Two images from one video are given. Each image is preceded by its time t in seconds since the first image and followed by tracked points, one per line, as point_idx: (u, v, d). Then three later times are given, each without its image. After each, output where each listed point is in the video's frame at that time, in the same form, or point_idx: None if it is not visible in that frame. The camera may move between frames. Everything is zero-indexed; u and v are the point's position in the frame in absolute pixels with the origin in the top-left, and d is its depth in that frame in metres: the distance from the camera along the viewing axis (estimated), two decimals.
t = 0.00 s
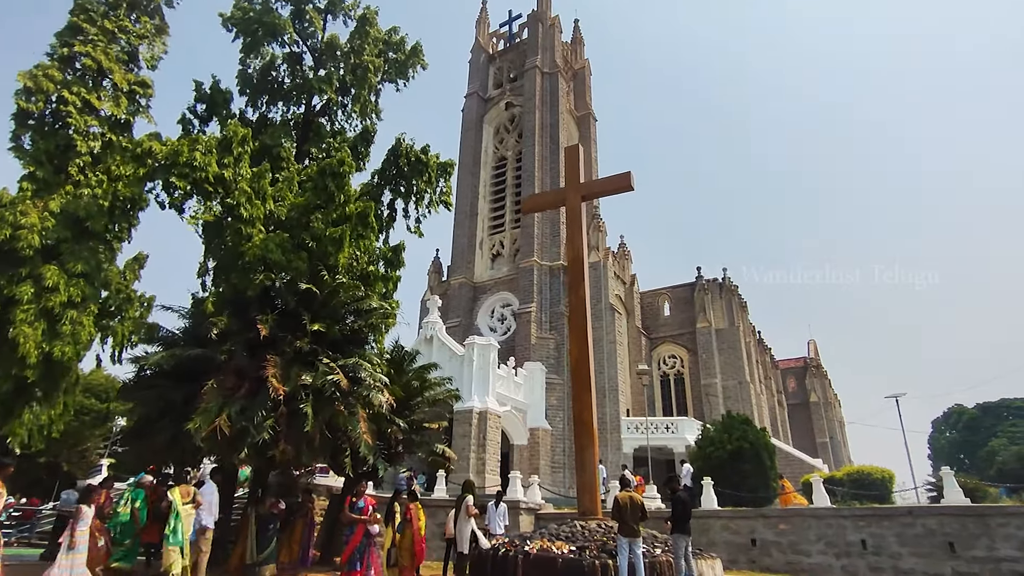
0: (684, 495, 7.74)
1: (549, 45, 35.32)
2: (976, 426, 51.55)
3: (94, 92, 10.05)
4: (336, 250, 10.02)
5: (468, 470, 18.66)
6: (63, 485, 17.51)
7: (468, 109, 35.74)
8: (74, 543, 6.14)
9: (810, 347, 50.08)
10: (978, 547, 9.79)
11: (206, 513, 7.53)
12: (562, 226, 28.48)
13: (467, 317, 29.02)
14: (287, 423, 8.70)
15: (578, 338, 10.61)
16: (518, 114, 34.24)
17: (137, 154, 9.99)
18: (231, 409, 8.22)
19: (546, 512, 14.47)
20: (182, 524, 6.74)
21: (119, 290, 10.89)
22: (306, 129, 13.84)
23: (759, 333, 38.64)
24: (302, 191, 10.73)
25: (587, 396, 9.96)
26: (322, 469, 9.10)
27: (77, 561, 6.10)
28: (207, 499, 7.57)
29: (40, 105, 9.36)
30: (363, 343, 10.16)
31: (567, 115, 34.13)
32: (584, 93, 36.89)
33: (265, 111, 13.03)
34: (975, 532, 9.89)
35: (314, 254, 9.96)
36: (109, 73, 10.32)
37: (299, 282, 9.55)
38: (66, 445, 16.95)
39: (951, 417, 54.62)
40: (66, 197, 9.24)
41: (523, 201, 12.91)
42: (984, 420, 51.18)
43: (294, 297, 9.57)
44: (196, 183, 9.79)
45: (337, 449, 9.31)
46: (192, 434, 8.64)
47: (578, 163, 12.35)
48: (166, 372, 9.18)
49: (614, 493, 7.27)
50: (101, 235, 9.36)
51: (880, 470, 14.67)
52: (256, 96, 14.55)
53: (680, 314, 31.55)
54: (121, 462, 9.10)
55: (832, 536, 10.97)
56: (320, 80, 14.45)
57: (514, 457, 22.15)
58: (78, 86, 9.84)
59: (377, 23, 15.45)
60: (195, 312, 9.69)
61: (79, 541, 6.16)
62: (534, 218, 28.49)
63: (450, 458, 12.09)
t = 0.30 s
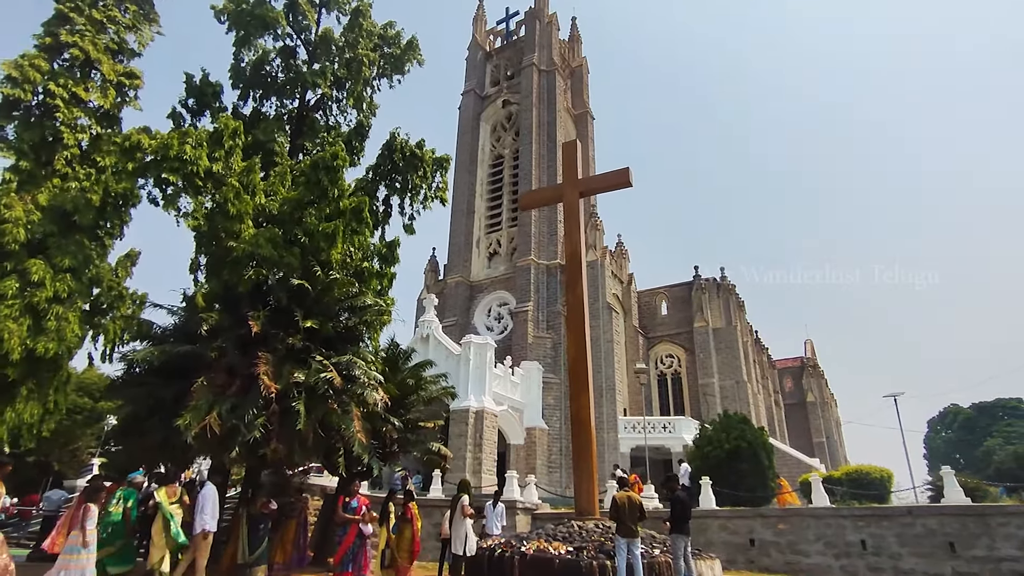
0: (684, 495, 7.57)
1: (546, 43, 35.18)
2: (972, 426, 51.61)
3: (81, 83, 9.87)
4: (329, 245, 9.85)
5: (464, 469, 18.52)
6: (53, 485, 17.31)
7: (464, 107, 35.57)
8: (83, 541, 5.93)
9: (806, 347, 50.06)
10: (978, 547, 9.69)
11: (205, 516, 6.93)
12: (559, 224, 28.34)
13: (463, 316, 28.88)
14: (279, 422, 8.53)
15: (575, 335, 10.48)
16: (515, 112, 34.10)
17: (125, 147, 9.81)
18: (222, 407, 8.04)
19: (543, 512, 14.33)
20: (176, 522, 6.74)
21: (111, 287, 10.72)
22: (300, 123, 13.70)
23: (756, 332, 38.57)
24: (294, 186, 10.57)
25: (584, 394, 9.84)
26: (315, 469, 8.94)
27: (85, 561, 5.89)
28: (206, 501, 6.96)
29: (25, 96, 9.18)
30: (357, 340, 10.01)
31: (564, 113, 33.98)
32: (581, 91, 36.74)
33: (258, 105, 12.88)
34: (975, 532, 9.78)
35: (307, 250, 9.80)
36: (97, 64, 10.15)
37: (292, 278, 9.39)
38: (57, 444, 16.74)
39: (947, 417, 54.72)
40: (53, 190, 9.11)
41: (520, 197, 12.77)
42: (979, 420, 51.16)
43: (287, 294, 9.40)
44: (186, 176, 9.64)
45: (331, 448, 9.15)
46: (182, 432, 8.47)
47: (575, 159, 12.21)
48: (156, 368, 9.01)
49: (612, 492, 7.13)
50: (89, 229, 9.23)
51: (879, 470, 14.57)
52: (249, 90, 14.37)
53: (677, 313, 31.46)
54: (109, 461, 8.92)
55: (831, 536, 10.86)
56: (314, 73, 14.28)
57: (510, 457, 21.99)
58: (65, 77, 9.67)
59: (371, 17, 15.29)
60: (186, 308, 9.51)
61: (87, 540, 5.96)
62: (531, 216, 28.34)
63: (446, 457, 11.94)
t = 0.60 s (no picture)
0: (682, 493, 7.48)
1: (543, 39, 35.01)
2: (965, 424, 51.75)
3: (68, 72, 9.70)
4: (322, 239, 9.66)
5: (459, 467, 18.39)
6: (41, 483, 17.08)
7: (460, 103, 35.39)
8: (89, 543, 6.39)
9: (802, 345, 50.09)
10: (977, 545, 9.61)
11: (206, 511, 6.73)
12: (555, 221, 28.19)
13: (459, 313, 28.74)
14: (271, 417, 8.38)
15: (572, 331, 10.34)
16: (511, 108, 33.92)
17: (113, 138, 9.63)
18: (213, 402, 7.86)
19: (539, 510, 14.20)
20: (161, 519, 6.70)
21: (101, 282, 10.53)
22: (294, 116, 13.54)
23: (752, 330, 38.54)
24: (287, 179, 10.39)
25: (581, 391, 9.71)
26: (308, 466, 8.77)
27: (93, 561, 6.36)
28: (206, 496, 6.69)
29: (10, 85, 9.00)
30: (350, 336, 9.86)
31: (560, 110, 33.82)
32: (577, 88, 36.54)
33: (250, 97, 12.70)
34: (975, 530, 9.70)
35: (299, 243, 9.61)
36: (85, 53, 9.97)
37: (284, 272, 9.19)
38: (47, 441, 16.52)
39: (941, 416, 54.88)
40: (39, 181, 8.98)
41: (517, 191, 12.61)
42: (972, 418, 51.27)
43: (279, 288, 9.21)
44: (175, 168, 9.48)
45: (323, 444, 9.00)
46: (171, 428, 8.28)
47: (572, 153, 12.05)
48: (145, 364, 8.80)
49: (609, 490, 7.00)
50: (76, 222, 9.08)
51: (876, 468, 14.49)
52: (241, 82, 14.19)
53: (673, 310, 31.37)
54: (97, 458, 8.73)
55: (829, 534, 10.76)
56: (308, 66, 14.09)
57: (505, 455, 21.87)
58: (51, 65, 9.49)
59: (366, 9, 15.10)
60: (176, 303, 9.32)
61: (93, 541, 6.41)
62: (526, 213, 28.20)
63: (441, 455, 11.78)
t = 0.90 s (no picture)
0: (680, 487, 7.35)
1: (539, 33, 34.77)
2: (958, 420, 51.98)
3: (55, 57, 9.49)
4: (316, 230, 9.44)
5: (455, 462, 18.26)
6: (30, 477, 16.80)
7: (456, 97, 35.15)
8: (97, 538, 5.90)
9: (797, 341, 50.17)
10: (977, 540, 9.57)
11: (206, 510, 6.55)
12: (552, 216, 28.04)
13: (454, 307, 28.60)
14: (264, 411, 8.22)
15: (570, 324, 10.22)
16: (508, 102, 33.70)
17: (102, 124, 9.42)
18: (204, 395, 7.69)
19: (535, 505, 14.08)
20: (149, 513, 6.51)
21: (92, 275, 10.37)
22: (288, 107, 13.34)
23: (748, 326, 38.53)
24: (281, 169, 10.20)
25: (578, 385, 9.59)
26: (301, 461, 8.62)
27: (102, 557, 5.88)
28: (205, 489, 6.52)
29: None
30: (345, 328, 9.71)
31: (557, 104, 33.62)
32: (574, 82, 36.32)
33: (243, 87, 12.49)
34: (975, 525, 9.66)
35: (293, 233, 9.40)
36: (73, 39, 9.76)
37: (277, 263, 9.01)
38: (37, 436, 16.26)
39: (933, 412, 55.12)
40: (26, 169, 8.83)
41: (514, 183, 12.45)
42: (965, 414, 51.54)
43: (272, 279, 9.03)
44: (165, 157, 9.30)
45: (317, 438, 8.85)
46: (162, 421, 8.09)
47: (570, 145, 11.90)
48: (135, 356, 8.60)
49: (608, 485, 6.86)
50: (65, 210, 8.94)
51: (873, 462, 14.45)
52: (235, 72, 13.97)
53: (669, 305, 31.29)
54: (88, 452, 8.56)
55: (828, 529, 10.69)
56: (302, 55, 13.87)
57: (501, 450, 21.77)
58: (38, 50, 9.28)
59: None
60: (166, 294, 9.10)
61: (102, 537, 5.90)
62: (523, 207, 28.05)
63: (437, 450, 11.65)
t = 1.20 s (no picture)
0: (683, 479, 7.14)
1: (537, 25, 34.51)
2: (953, 414, 52.19)
3: (44, 42, 9.29)
4: (312, 220, 9.26)
5: (451, 456, 18.17)
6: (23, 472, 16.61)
7: (453, 89, 34.91)
8: (111, 537, 5.76)
9: (793, 335, 50.23)
10: (978, 533, 9.52)
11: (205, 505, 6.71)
12: (549, 209, 27.89)
13: (451, 301, 28.47)
14: (259, 403, 8.07)
15: (569, 316, 10.09)
16: (505, 95, 33.46)
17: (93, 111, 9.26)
18: (197, 387, 7.54)
19: (533, 498, 13.97)
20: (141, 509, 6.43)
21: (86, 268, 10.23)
22: (283, 96, 13.15)
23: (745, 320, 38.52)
24: (276, 158, 10.01)
25: (578, 376, 9.48)
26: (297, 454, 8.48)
27: (116, 557, 5.75)
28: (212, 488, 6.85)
29: None
30: (341, 320, 9.56)
31: (555, 97, 33.38)
32: (571, 75, 36.07)
33: (238, 76, 12.30)
34: (976, 518, 9.61)
35: (288, 222, 9.21)
36: (62, 23, 9.56)
37: (272, 253, 8.83)
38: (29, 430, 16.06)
39: (928, 406, 55.36)
40: (14, 156, 8.67)
41: (512, 174, 12.29)
42: (959, 408, 51.76)
43: (267, 270, 8.86)
44: (158, 144, 9.11)
45: (313, 431, 8.72)
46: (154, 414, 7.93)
47: (569, 135, 11.75)
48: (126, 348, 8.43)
49: (609, 478, 6.71)
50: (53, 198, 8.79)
51: (872, 455, 14.40)
52: (230, 61, 13.76)
53: (667, 299, 31.21)
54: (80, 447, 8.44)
55: (828, 522, 10.63)
56: (298, 43, 13.64)
57: (497, 443, 21.70)
58: (26, 34, 9.08)
59: None
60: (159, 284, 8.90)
61: (115, 536, 5.75)
62: (520, 200, 27.90)
63: (434, 443, 11.52)
